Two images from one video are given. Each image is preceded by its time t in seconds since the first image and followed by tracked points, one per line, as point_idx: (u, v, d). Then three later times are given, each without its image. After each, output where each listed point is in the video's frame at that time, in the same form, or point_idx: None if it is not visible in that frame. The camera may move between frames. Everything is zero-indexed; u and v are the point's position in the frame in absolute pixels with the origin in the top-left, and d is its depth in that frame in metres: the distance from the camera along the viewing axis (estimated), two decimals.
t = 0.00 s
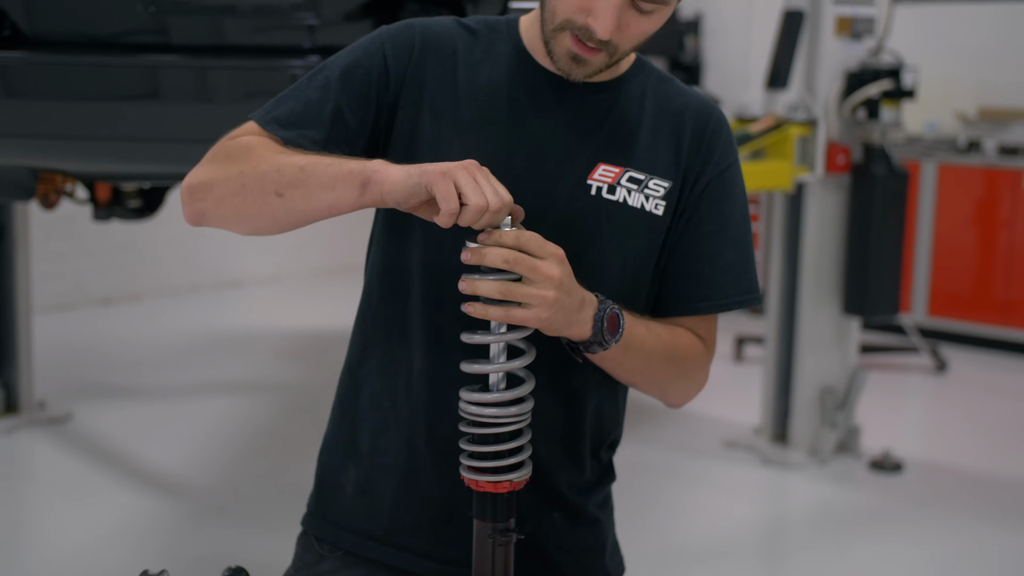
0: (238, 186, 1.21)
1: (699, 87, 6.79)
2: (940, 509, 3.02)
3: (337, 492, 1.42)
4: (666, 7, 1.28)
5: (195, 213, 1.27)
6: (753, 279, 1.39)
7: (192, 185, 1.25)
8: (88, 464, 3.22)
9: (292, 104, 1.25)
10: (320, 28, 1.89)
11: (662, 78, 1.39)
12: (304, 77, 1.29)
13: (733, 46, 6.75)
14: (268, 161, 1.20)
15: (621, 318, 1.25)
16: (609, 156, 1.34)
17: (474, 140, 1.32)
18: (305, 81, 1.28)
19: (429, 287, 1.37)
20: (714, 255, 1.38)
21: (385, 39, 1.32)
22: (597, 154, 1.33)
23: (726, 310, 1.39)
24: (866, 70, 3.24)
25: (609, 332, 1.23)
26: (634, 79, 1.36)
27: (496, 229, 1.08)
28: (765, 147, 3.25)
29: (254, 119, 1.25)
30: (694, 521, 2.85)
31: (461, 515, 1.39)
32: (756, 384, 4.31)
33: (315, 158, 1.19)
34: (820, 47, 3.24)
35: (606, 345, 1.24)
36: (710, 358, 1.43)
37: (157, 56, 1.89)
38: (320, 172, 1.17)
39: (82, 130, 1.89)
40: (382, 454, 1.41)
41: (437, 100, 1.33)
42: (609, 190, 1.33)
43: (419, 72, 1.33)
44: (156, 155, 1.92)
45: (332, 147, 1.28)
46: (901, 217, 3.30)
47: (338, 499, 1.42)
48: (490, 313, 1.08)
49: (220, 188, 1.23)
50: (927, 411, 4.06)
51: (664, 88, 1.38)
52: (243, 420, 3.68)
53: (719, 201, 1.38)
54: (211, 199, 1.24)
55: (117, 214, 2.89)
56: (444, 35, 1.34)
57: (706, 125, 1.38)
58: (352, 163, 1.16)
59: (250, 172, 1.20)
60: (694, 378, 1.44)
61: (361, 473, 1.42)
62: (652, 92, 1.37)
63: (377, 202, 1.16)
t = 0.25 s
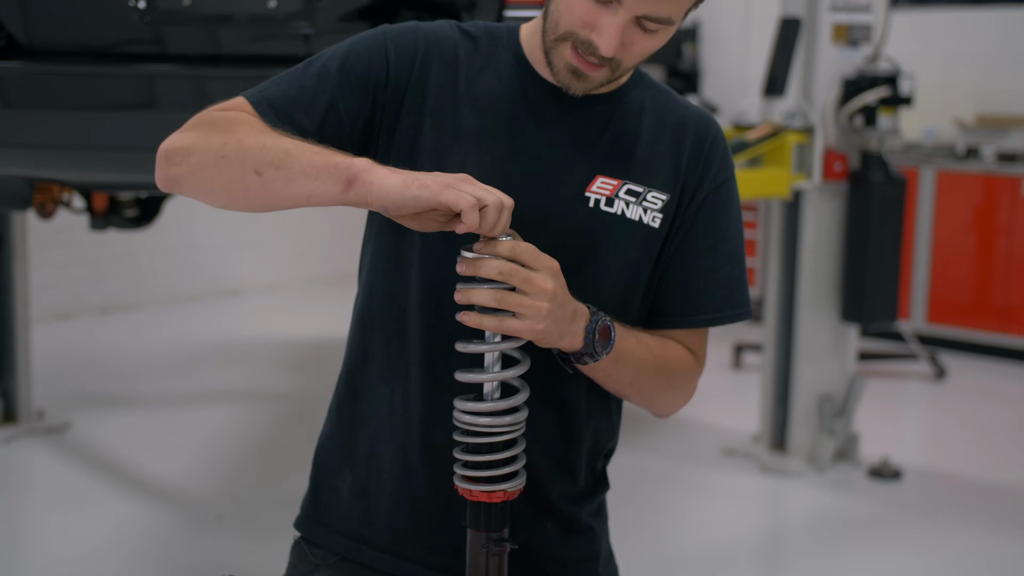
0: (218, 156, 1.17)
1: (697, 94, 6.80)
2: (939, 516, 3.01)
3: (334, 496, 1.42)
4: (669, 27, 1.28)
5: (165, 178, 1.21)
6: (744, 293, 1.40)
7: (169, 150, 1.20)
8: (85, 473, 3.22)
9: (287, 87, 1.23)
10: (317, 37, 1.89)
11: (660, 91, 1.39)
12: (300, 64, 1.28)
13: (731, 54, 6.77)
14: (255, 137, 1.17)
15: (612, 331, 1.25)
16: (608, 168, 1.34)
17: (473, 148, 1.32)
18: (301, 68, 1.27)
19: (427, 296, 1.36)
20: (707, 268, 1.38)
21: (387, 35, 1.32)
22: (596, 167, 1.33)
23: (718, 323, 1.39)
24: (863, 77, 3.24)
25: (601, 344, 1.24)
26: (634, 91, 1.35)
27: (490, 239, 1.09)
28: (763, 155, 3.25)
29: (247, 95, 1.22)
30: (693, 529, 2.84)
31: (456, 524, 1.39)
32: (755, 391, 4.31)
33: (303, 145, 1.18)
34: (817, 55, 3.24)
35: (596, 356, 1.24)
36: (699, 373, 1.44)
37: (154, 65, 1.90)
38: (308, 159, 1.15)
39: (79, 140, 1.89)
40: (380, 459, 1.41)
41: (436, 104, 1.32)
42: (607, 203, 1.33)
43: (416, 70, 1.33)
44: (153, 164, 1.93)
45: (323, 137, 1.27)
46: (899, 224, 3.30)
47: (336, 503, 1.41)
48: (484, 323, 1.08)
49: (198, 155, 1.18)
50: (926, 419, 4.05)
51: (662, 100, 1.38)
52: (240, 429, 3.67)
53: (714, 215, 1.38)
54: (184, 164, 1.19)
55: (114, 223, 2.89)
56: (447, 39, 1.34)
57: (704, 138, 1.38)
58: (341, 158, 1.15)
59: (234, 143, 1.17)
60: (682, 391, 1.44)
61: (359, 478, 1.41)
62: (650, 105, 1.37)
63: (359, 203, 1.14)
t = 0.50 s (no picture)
0: (206, 175, 1.21)
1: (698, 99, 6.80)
2: (940, 521, 3.01)
3: (333, 508, 1.42)
4: (665, 33, 1.28)
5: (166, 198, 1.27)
6: (739, 298, 1.39)
7: (166, 170, 1.25)
8: (86, 479, 3.22)
9: (278, 103, 1.24)
10: (314, 43, 1.89)
11: (653, 97, 1.39)
12: (292, 77, 1.29)
13: (731, 58, 6.77)
14: (236, 154, 1.19)
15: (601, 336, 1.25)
16: (602, 173, 1.33)
17: (470, 155, 1.31)
18: (293, 81, 1.28)
19: (422, 304, 1.35)
20: (702, 274, 1.38)
21: (379, 45, 1.33)
22: (590, 172, 1.33)
23: (711, 330, 1.38)
24: (863, 81, 3.24)
25: (589, 350, 1.23)
26: (627, 97, 1.36)
27: (476, 246, 1.07)
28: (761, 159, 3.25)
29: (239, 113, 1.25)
30: (695, 535, 2.83)
31: (455, 535, 1.37)
32: (756, 396, 4.30)
33: (282, 158, 1.18)
34: (817, 59, 3.24)
35: (585, 362, 1.24)
36: (691, 379, 1.43)
37: (153, 72, 1.90)
38: (283, 173, 1.16)
39: (77, 146, 1.89)
40: (377, 468, 1.40)
41: (430, 111, 1.32)
42: (602, 208, 1.32)
43: (409, 80, 1.33)
44: (152, 171, 1.92)
45: (317, 149, 1.27)
46: (899, 228, 3.30)
47: (334, 515, 1.41)
48: (471, 330, 1.07)
49: (189, 175, 1.22)
50: (927, 423, 4.05)
51: (656, 106, 1.38)
52: (240, 435, 3.67)
53: (707, 221, 1.38)
54: (180, 185, 1.23)
55: (114, 230, 2.89)
56: (439, 46, 1.34)
57: (697, 144, 1.38)
58: (315, 169, 1.15)
59: (218, 163, 1.20)
60: (674, 397, 1.43)
61: (357, 488, 1.41)
62: (643, 110, 1.36)
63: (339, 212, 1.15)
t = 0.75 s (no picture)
0: (210, 177, 1.18)
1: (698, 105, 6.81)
2: (942, 527, 3.00)
3: (329, 515, 1.41)
4: (656, 44, 1.28)
5: (161, 202, 1.23)
6: (734, 305, 1.39)
7: (162, 173, 1.22)
8: (87, 487, 3.21)
9: (276, 109, 1.24)
10: (311, 51, 1.88)
11: (648, 104, 1.39)
12: (288, 85, 1.28)
13: (731, 65, 6.78)
14: (244, 155, 1.18)
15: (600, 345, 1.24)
16: (598, 180, 1.33)
17: (465, 163, 1.32)
18: (289, 88, 1.27)
19: (418, 312, 1.35)
20: (697, 282, 1.38)
21: (374, 53, 1.33)
22: (586, 179, 1.33)
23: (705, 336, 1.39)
24: (862, 87, 3.24)
25: (587, 360, 1.23)
26: (621, 104, 1.35)
27: (473, 254, 1.07)
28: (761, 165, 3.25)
29: (237, 117, 1.23)
30: (698, 542, 2.82)
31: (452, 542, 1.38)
32: (758, 402, 4.30)
33: (291, 159, 1.18)
34: (816, 65, 3.24)
35: (582, 372, 1.24)
36: (687, 386, 1.43)
37: (152, 81, 1.90)
38: (296, 173, 1.16)
39: (77, 156, 1.89)
40: (374, 477, 1.40)
41: (426, 118, 1.32)
42: (598, 215, 1.32)
43: (405, 88, 1.33)
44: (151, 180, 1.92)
45: (315, 156, 1.27)
46: (899, 233, 3.29)
47: (331, 522, 1.41)
48: (467, 339, 1.07)
49: (191, 177, 1.20)
50: (929, 429, 4.03)
51: (651, 113, 1.38)
52: (240, 443, 3.66)
53: (703, 228, 1.38)
54: (178, 187, 1.20)
55: (113, 238, 2.89)
56: (434, 54, 1.34)
57: (693, 151, 1.37)
58: (329, 170, 1.15)
59: (224, 164, 1.18)
60: (670, 404, 1.43)
61: (354, 496, 1.40)
62: (638, 117, 1.36)
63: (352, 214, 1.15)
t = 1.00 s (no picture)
0: (204, 191, 1.19)
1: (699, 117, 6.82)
2: (947, 539, 2.98)
3: (329, 529, 1.40)
4: (658, 58, 1.28)
5: (160, 216, 1.24)
6: (733, 319, 1.38)
7: (160, 188, 1.23)
8: (88, 502, 3.20)
9: (274, 123, 1.24)
10: (311, 65, 1.89)
11: (646, 118, 1.39)
12: (287, 99, 1.28)
13: (732, 77, 6.80)
14: (237, 168, 1.18)
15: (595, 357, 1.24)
16: (597, 194, 1.33)
17: (463, 177, 1.31)
18: (287, 102, 1.28)
19: (417, 326, 1.35)
20: (695, 295, 1.37)
21: (373, 67, 1.33)
22: (584, 193, 1.32)
23: (702, 350, 1.38)
24: (862, 99, 3.24)
25: (582, 376, 1.23)
26: (619, 118, 1.35)
27: (469, 269, 1.07)
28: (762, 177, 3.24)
29: (235, 131, 1.23)
30: (701, 556, 2.80)
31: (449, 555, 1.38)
32: (760, 414, 4.28)
33: (283, 170, 1.18)
34: (816, 77, 3.25)
35: (578, 388, 1.24)
36: (684, 400, 1.42)
37: (152, 95, 1.91)
38: (286, 186, 1.15)
39: (77, 170, 1.89)
40: (374, 491, 1.39)
41: (424, 132, 1.32)
42: (597, 228, 1.32)
43: (403, 102, 1.33)
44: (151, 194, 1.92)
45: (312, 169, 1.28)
46: (900, 245, 3.29)
47: (330, 536, 1.40)
48: (462, 353, 1.06)
49: (186, 192, 1.20)
50: (932, 441, 4.02)
51: (649, 127, 1.38)
52: (240, 457, 3.65)
53: (701, 242, 1.37)
54: (175, 202, 1.21)
55: (114, 252, 2.89)
56: (433, 69, 1.34)
57: (691, 165, 1.37)
58: (318, 181, 1.15)
59: (217, 177, 1.18)
60: (667, 418, 1.42)
61: (353, 510, 1.40)
62: (637, 131, 1.36)
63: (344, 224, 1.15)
